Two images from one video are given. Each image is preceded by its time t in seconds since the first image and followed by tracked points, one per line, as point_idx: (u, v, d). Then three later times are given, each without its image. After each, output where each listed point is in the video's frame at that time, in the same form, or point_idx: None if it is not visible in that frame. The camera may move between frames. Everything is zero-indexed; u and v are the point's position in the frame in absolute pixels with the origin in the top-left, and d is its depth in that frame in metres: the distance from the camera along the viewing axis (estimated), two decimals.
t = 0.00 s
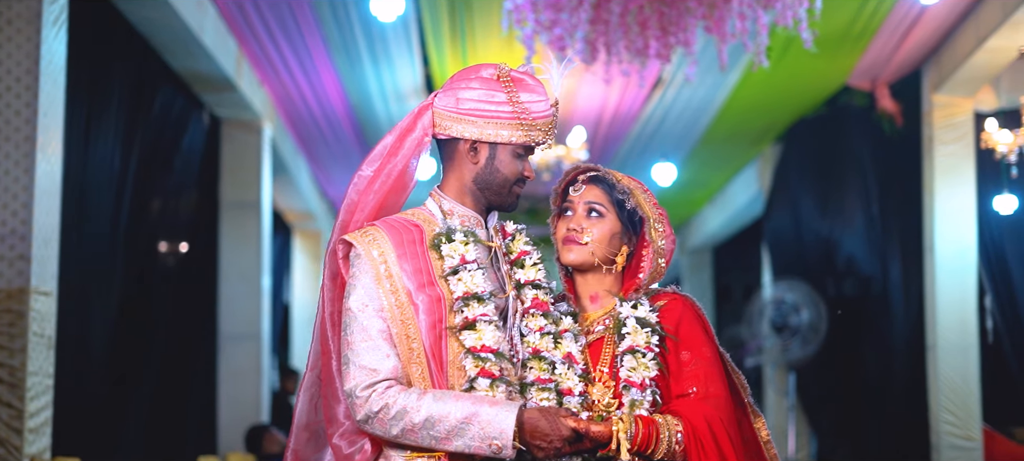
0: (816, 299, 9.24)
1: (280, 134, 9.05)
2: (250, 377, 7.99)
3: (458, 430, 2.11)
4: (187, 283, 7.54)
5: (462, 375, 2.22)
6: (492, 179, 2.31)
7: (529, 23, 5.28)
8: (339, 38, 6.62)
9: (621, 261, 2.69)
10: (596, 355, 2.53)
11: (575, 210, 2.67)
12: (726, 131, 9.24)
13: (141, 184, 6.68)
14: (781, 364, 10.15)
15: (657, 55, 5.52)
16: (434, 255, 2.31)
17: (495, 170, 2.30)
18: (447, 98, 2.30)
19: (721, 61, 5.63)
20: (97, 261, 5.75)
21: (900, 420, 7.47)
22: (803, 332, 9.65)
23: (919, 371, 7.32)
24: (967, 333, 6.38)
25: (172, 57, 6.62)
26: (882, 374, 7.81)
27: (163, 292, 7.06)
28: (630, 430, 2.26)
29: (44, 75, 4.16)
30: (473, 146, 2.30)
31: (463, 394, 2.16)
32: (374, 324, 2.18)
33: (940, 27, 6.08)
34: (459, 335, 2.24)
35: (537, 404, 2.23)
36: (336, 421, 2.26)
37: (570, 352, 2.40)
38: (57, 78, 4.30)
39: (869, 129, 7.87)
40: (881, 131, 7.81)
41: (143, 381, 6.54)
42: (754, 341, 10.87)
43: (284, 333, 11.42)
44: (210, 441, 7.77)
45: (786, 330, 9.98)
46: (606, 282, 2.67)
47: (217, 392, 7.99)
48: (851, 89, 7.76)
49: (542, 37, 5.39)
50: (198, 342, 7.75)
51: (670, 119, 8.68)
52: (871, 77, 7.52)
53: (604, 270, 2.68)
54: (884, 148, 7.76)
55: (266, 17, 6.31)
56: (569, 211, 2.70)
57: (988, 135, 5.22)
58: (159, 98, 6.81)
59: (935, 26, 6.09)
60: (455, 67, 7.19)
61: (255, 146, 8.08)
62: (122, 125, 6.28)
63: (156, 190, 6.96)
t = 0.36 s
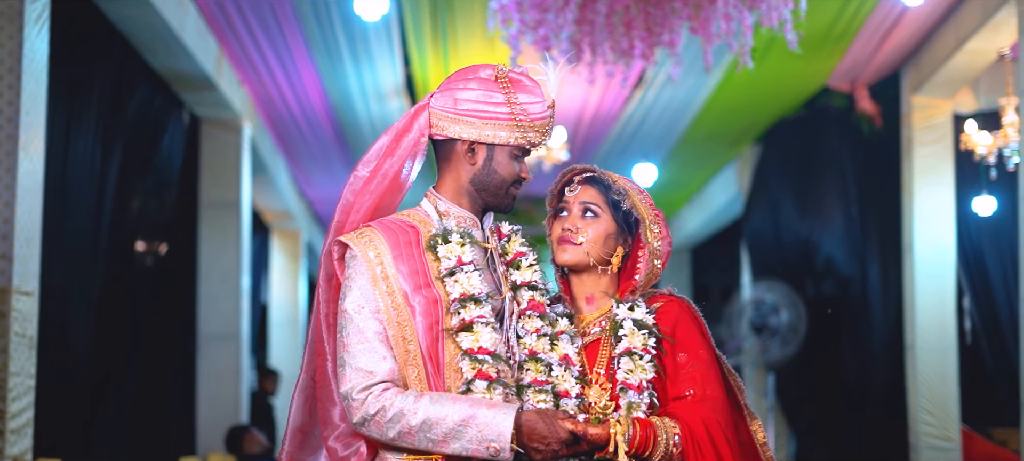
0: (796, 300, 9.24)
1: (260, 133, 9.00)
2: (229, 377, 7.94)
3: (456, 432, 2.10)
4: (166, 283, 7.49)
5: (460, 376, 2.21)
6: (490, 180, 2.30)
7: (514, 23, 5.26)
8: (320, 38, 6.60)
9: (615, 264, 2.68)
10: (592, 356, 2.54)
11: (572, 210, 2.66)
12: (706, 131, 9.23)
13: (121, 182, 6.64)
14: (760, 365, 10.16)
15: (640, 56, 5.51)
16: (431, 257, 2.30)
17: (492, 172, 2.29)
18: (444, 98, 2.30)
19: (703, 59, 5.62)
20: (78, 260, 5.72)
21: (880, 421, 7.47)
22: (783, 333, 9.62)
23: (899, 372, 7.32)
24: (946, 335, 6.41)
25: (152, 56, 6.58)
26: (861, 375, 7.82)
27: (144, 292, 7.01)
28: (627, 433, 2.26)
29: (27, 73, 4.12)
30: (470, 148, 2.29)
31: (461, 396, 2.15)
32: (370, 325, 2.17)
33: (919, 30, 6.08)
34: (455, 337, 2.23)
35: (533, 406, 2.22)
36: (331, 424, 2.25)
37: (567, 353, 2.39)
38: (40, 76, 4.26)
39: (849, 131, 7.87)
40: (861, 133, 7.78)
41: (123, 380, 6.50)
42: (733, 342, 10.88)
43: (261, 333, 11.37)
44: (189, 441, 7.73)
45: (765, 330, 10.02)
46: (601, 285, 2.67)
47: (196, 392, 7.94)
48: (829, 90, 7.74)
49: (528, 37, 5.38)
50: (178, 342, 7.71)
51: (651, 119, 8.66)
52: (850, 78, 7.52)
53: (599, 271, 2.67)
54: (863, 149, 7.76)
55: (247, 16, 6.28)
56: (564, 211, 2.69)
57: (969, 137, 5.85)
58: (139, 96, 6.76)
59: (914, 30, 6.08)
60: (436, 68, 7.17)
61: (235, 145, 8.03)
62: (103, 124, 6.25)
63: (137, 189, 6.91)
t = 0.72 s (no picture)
0: (778, 300, 9.25)
1: (241, 133, 8.95)
2: (210, 378, 7.87)
3: (456, 434, 2.09)
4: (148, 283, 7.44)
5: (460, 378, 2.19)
6: (490, 180, 2.29)
7: (502, 23, 5.26)
8: (304, 37, 6.57)
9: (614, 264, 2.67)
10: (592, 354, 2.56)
11: (570, 209, 2.66)
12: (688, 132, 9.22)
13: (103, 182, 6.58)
14: (742, 365, 10.16)
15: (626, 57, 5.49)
16: (429, 257, 2.29)
17: (493, 172, 2.29)
18: (444, 98, 2.29)
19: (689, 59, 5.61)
20: (61, 259, 5.68)
21: (860, 423, 7.45)
22: (764, 334, 9.58)
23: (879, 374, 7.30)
24: (927, 336, 6.42)
25: (134, 53, 6.54)
26: (843, 376, 7.82)
27: (125, 292, 6.96)
28: (627, 434, 2.28)
29: (11, 72, 4.09)
30: (470, 148, 2.29)
31: (460, 399, 2.14)
32: (369, 326, 2.15)
33: (901, 32, 6.08)
34: (455, 338, 2.22)
35: (533, 408, 2.22)
36: (330, 426, 2.23)
37: (565, 354, 2.39)
38: (25, 75, 4.23)
39: (831, 133, 7.86)
40: (843, 135, 7.77)
41: (106, 380, 6.45)
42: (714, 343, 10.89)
43: (241, 333, 11.31)
44: (170, 442, 7.67)
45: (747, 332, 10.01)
46: (599, 285, 2.67)
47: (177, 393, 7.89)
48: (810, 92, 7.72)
49: (515, 37, 5.37)
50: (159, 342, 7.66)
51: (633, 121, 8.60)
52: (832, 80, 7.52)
53: (598, 272, 2.67)
54: (845, 151, 7.77)
55: (231, 14, 6.24)
56: (562, 211, 2.69)
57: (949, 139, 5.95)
58: (122, 94, 6.71)
59: (897, 32, 6.09)
60: (420, 68, 7.16)
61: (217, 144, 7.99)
62: (86, 121, 6.20)
63: (118, 188, 6.86)
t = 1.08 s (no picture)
0: (757, 301, 9.23)
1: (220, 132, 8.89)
2: (189, 378, 7.82)
3: (455, 436, 2.07)
4: (127, 283, 7.38)
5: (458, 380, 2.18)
6: (488, 181, 2.28)
7: (487, 23, 5.26)
8: (285, 36, 6.54)
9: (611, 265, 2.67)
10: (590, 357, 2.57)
11: (566, 211, 2.66)
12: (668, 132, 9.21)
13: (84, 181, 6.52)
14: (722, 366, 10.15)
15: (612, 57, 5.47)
16: (427, 259, 2.27)
17: (491, 173, 2.28)
18: (442, 98, 2.28)
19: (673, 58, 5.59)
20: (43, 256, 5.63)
21: (841, 424, 7.44)
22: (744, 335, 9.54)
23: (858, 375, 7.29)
24: (907, 338, 6.41)
25: (114, 51, 6.49)
26: (823, 377, 7.80)
27: (104, 292, 6.89)
28: (626, 437, 2.30)
29: None
30: (468, 148, 2.27)
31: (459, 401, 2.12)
32: (367, 327, 2.13)
33: (882, 33, 6.06)
34: (453, 340, 2.21)
35: (531, 410, 2.22)
36: (326, 427, 2.21)
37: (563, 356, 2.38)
38: (8, 73, 4.19)
39: (810, 134, 7.82)
40: (822, 136, 7.75)
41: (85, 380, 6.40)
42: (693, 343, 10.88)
43: (219, 333, 11.25)
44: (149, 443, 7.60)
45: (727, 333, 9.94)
46: (596, 285, 2.67)
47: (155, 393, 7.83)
48: (789, 94, 7.70)
49: (501, 37, 5.36)
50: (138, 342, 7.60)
51: (615, 119, 8.56)
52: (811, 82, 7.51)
53: (594, 273, 2.66)
54: (825, 152, 7.76)
55: (212, 12, 6.20)
56: (558, 212, 2.69)
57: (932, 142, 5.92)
58: (102, 92, 6.66)
59: (877, 35, 6.08)
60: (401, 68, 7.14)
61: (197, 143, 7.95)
62: (66, 120, 6.14)
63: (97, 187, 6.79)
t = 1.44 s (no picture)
0: (736, 303, 9.22)
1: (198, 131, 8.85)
2: (166, 379, 7.77)
3: (453, 438, 2.06)
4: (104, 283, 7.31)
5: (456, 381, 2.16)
6: (485, 181, 2.27)
7: (472, 22, 5.26)
8: (266, 35, 6.52)
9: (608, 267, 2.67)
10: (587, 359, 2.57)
11: (563, 211, 2.65)
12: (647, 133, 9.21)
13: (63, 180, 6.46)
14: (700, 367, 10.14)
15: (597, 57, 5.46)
16: (424, 259, 2.26)
17: (488, 173, 2.27)
18: (439, 97, 2.27)
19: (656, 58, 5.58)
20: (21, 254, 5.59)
21: (821, 426, 7.42)
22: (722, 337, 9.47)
23: (837, 378, 7.28)
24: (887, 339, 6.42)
25: (94, 49, 6.45)
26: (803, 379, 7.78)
27: (82, 293, 6.84)
28: (624, 439, 2.31)
29: None
30: (465, 149, 2.26)
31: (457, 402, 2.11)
32: (364, 328, 2.12)
33: (861, 36, 6.07)
34: (450, 341, 2.20)
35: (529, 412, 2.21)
36: (323, 429, 2.20)
37: (560, 357, 2.37)
38: None
39: (789, 135, 7.77)
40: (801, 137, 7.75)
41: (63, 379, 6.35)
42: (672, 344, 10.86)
43: (195, 333, 11.18)
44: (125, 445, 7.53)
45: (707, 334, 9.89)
46: (592, 287, 2.66)
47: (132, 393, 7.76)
48: (768, 95, 7.68)
49: (485, 36, 5.35)
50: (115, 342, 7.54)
51: (594, 119, 8.53)
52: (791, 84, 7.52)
53: (590, 273, 2.66)
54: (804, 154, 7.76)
55: (192, 10, 6.18)
56: (554, 213, 2.68)
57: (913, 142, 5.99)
58: (81, 90, 6.61)
59: (856, 37, 6.10)
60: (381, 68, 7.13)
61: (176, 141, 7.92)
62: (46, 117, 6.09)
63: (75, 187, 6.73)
